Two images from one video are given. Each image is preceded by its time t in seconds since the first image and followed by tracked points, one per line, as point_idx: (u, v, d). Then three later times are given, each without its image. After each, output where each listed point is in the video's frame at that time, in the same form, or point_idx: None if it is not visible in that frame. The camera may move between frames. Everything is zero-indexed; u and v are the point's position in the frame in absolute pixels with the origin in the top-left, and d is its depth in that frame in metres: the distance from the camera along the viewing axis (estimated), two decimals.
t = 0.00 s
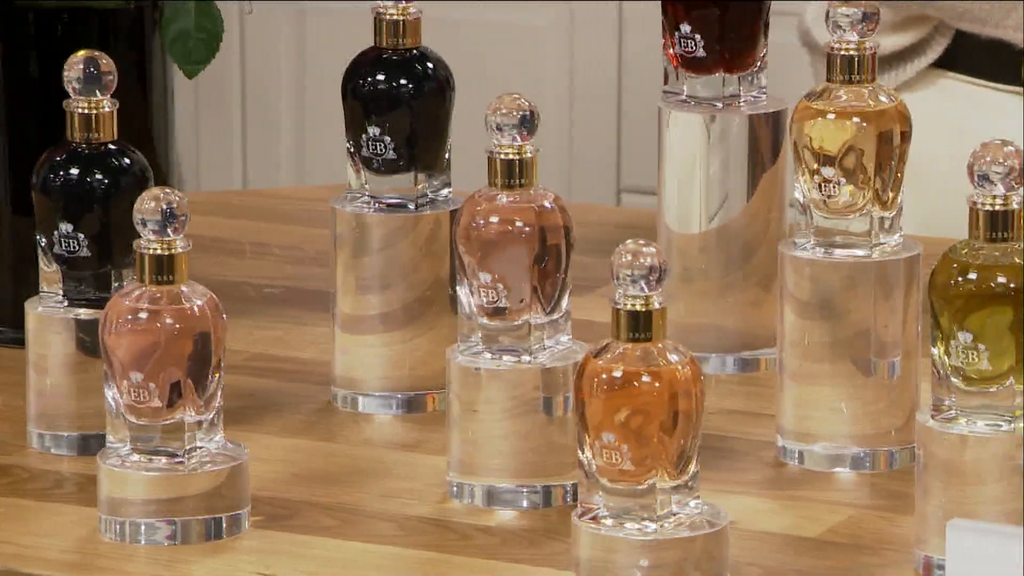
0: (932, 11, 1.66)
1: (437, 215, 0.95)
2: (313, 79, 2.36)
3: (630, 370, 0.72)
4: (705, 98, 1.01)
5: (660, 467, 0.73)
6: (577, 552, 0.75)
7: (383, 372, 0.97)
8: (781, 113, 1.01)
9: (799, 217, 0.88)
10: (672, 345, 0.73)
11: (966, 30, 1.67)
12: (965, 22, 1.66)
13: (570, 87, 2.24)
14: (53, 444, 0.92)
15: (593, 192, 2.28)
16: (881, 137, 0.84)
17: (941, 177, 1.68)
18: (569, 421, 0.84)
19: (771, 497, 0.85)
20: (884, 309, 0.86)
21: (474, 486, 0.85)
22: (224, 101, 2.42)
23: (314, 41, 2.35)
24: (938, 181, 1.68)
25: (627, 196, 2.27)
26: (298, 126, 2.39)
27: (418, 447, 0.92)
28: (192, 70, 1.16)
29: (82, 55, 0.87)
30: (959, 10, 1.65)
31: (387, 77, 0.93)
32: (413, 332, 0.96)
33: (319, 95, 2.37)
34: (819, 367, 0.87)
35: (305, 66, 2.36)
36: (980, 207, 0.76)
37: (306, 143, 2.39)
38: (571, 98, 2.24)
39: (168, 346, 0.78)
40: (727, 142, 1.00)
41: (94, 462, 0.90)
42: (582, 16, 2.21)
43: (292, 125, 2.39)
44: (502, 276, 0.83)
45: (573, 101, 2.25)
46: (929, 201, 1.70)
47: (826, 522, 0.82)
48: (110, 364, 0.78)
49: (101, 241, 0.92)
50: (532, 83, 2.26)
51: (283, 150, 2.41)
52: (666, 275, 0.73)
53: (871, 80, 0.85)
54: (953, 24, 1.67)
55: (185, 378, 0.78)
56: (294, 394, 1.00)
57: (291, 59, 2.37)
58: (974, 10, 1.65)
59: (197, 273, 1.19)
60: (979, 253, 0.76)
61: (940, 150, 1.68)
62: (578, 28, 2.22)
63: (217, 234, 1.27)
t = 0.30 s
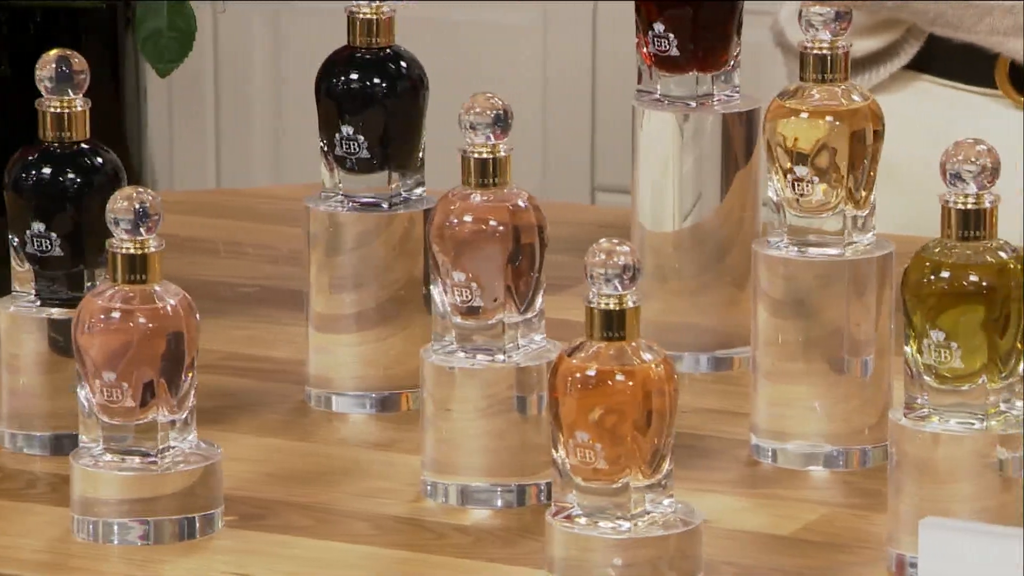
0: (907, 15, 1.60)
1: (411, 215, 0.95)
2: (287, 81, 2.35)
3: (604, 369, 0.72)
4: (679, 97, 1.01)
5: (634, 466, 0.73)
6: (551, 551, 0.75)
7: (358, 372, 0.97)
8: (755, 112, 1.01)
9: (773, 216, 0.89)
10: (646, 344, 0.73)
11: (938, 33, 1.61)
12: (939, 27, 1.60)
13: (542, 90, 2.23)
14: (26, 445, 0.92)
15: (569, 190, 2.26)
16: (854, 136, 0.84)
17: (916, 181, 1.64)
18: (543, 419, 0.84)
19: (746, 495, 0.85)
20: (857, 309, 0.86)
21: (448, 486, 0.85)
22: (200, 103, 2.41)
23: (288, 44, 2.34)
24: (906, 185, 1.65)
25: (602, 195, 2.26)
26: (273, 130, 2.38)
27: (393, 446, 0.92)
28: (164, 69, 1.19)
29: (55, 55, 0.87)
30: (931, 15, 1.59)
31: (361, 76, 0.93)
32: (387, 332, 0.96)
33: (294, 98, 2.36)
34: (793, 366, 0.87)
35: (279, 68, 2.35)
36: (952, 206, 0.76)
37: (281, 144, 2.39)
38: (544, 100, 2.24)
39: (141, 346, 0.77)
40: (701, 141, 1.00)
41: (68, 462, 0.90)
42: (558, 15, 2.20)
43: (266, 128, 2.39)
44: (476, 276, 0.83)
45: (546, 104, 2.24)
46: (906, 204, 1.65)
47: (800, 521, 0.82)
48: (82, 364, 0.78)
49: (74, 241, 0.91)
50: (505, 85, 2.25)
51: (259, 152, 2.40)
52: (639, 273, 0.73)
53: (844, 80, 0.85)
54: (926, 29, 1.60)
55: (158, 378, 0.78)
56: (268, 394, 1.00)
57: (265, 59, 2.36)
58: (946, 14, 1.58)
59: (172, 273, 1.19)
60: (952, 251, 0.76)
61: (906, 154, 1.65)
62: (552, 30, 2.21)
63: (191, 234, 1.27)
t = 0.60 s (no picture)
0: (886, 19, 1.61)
1: (386, 213, 0.95)
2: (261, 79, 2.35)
3: (578, 368, 0.72)
4: (653, 96, 1.01)
5: (608, 464, 0.73)
6: (526, 550, 0.75)
7: (332, 371, 0.97)
8: (729, 110, 1.01)
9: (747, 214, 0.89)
10: (619, 342, 0.73)
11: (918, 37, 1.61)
12: (920, 31, 1.60)
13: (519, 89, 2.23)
14: None
15: (542, 190, 2.26)
16: (827, 135, 0.84)
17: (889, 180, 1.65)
18: (518, 418, 0.84)
19: (719, 493, 0.85)
20: (831, 307, 0.86)
21: (423, 484, 0.85)
22: (173, 103, 2.41)
23: (262, 42, 2.34)
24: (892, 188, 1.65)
25: (577, 194, 2.25)
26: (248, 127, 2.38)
27: (367, 445, 0.92)
28: (139, 71, 1.20)
29: (26, 54, 0.87)
30: (911, 19, 1.59)
31: (335, 75, 0.93)
32: (360, 330, 0.96)
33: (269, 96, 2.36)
34: (767, 364, 0.87)
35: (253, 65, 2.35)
36: (925, 204, 0.76)
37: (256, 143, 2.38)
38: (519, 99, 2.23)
39: (114, 345, 0.77)
40: (675, 139, 1.01)
41: (40, 463, 0.90)
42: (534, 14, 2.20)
43: (241, 124, 2.38)
44: (450, 275, 0.83)
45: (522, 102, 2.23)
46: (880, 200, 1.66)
47: (774, 519, 0.82)
48: (55, 364, 0.78)
49: (47, 241, 0.91)
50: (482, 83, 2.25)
51: (233, 151, 2.40)
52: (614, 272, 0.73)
53: (817, 78, 0.85)
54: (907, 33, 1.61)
55: (132, 377, 0.78)
56: (243, 393, 1.00)
57: (239, 57, 2.36)
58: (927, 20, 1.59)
59: (147, 272, 1.19)
60: (925, 249, 0.76)
61: (887, 157, 1.64)
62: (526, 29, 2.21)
63: (165, 233, 1.26)
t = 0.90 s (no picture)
0: (869, 28, 1.59)
1: (359, 212, 0.95)
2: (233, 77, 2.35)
3: (552, 366, 0.72)
4: (626, 94, 1.01)
5: (581, 463, 0.73)
6: (498, 547, 0.75)
7: (306, 370, 0.97)
8: (702, 109, 1.01)
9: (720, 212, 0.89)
10: (593, 341, 0.73)
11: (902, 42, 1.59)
12: (903, 39, 1.58)
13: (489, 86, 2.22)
14: None
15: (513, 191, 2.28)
16: (800, 133, 0.84)
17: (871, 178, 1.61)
18: (492, 416, 0.84)
19: (692, 492, 0.85)
20: (804, 305, 0.86)
21: (397, 483, 0.85)
22: (146, 100, 2.42)
23: (235, 39, 2.33)
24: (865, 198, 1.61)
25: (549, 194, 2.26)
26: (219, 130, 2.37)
27: (341, 444, 0.92)
28: (110, 67, 1.18)
29: None
30: (895, 28, 1.57)
31: (308, 74, 0.92)
32: (334, 328, 0.96)
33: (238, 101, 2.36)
34: (741, 362, 0.87)
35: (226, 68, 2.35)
36: (897, 203, 0.76)
37: (228, 141, 2.37)
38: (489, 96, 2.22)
39: (87, 344, 0.77)
40: (648, 137, 1.01)
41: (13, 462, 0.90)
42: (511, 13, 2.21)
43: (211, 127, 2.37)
44: (423, 273, 0.83)
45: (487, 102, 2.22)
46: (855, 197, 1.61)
47: (747, 517, 0.83)
48: (28, 363, 0.78)
49: (18, 240, 0.91)
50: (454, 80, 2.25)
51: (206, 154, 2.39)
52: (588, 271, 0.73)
53: (791, 76, 0.84)
54: (891, 39, 1.59)
55: (104, 376, 0.78)
56: (217, 391, 1.00)
57: (211, 55, 2.35)
58: (911, 29, 1.57)
59: (122, 271, 1.18)
60: (898, 247, 0.76)
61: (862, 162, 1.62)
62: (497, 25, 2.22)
63: (137, 231, 1.26)
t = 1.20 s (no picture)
0: (848, 39, 1.65)
1: (332, 209, 0.95)
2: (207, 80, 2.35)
3: (526, 364, 0.72)
4: (600, 92, 1.01)
5: (555, 460, 0.73)
6: (473, 545, 0.75)
7: (279, 367, 0.97)
8: (675, 106, 1.02)
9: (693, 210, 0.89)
10: (567, 338, 0.73)
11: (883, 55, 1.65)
12: (882, 50, 1.65)
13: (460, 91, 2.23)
14: None
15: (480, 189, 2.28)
16: (773, 130, 0.84)
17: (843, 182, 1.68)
18: (466, 414, 0.84)
19: (667, 489, 0.85)
20: (776, 302, 0.87)
21: (371, 481, 0.85)
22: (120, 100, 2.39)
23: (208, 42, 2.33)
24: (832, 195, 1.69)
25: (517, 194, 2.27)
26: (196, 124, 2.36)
27: (315, 442, 0.92)
28: (82, 65, 1.17)
29: None
30: (875, 40, 1.64)
31: (281, 71, 0.92)
32: (307, 327, 0.96)
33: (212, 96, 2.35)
34: (714, 360, 0.87)
35: (201, 66, 2.34)
36: (870, 200, 0.76)
37: (204, 145, 2.37)
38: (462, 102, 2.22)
39: (59, 341, 0.76)
40: (621, 134, 1.01)
41: None
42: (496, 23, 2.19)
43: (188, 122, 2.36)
44: (397, 270, 0.83)
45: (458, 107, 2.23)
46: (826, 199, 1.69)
47: (721, 514, 0.83)
48: None
49: None
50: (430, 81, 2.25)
51: (183, 149, 2.38)
52: (561, 269, 0.73)
53: (763, 74, 0.84)
54: (870, 50, 1.65)
55: (77, 374, 0.77)
56: (190, 390, 1.00)
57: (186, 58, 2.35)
58: (889, 39, 1.63)
59: (93, 269, 1.18)
60: (870, 245, 0.76)
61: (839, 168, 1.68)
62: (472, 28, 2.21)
63: (109, 228, 1.26)
